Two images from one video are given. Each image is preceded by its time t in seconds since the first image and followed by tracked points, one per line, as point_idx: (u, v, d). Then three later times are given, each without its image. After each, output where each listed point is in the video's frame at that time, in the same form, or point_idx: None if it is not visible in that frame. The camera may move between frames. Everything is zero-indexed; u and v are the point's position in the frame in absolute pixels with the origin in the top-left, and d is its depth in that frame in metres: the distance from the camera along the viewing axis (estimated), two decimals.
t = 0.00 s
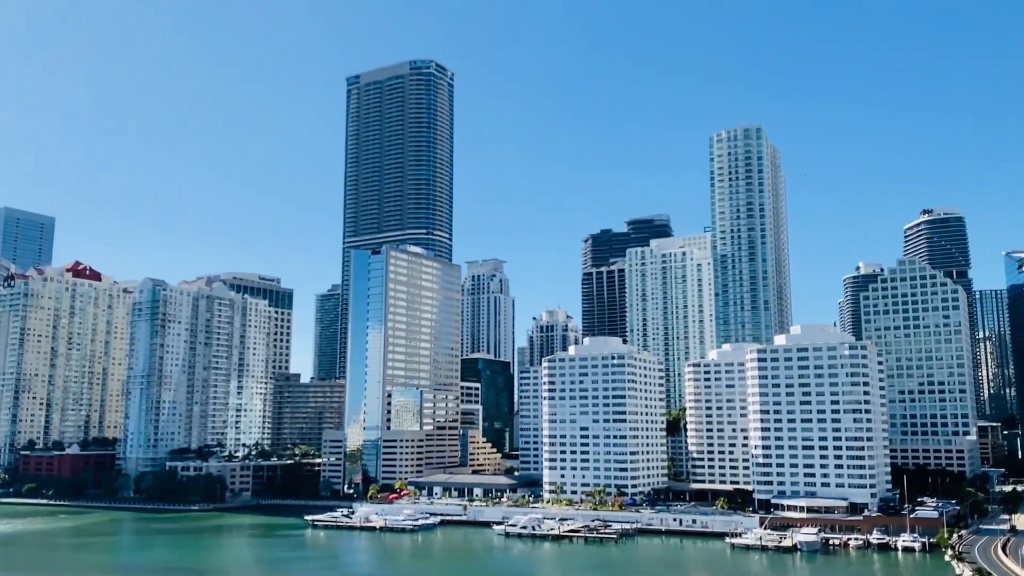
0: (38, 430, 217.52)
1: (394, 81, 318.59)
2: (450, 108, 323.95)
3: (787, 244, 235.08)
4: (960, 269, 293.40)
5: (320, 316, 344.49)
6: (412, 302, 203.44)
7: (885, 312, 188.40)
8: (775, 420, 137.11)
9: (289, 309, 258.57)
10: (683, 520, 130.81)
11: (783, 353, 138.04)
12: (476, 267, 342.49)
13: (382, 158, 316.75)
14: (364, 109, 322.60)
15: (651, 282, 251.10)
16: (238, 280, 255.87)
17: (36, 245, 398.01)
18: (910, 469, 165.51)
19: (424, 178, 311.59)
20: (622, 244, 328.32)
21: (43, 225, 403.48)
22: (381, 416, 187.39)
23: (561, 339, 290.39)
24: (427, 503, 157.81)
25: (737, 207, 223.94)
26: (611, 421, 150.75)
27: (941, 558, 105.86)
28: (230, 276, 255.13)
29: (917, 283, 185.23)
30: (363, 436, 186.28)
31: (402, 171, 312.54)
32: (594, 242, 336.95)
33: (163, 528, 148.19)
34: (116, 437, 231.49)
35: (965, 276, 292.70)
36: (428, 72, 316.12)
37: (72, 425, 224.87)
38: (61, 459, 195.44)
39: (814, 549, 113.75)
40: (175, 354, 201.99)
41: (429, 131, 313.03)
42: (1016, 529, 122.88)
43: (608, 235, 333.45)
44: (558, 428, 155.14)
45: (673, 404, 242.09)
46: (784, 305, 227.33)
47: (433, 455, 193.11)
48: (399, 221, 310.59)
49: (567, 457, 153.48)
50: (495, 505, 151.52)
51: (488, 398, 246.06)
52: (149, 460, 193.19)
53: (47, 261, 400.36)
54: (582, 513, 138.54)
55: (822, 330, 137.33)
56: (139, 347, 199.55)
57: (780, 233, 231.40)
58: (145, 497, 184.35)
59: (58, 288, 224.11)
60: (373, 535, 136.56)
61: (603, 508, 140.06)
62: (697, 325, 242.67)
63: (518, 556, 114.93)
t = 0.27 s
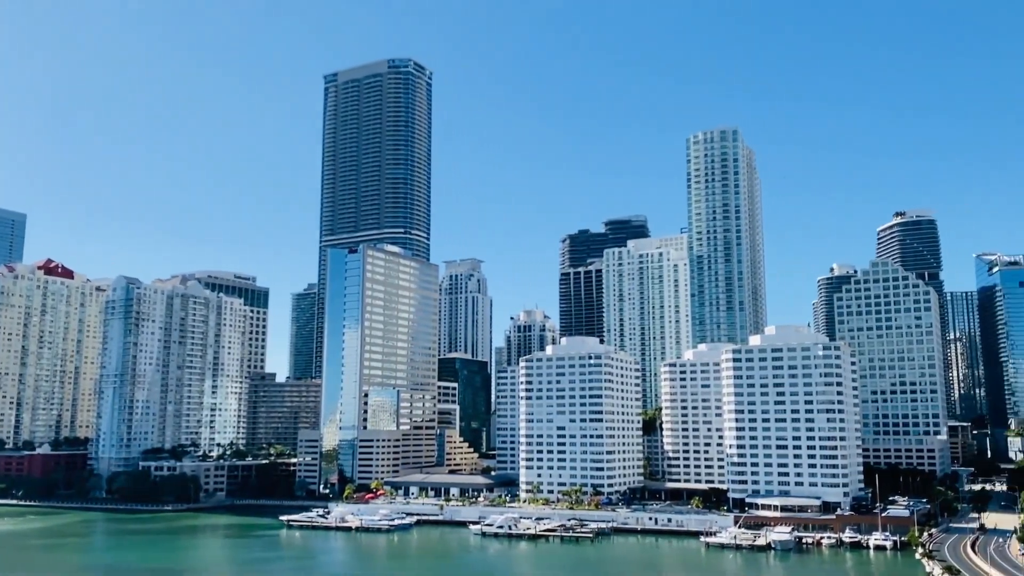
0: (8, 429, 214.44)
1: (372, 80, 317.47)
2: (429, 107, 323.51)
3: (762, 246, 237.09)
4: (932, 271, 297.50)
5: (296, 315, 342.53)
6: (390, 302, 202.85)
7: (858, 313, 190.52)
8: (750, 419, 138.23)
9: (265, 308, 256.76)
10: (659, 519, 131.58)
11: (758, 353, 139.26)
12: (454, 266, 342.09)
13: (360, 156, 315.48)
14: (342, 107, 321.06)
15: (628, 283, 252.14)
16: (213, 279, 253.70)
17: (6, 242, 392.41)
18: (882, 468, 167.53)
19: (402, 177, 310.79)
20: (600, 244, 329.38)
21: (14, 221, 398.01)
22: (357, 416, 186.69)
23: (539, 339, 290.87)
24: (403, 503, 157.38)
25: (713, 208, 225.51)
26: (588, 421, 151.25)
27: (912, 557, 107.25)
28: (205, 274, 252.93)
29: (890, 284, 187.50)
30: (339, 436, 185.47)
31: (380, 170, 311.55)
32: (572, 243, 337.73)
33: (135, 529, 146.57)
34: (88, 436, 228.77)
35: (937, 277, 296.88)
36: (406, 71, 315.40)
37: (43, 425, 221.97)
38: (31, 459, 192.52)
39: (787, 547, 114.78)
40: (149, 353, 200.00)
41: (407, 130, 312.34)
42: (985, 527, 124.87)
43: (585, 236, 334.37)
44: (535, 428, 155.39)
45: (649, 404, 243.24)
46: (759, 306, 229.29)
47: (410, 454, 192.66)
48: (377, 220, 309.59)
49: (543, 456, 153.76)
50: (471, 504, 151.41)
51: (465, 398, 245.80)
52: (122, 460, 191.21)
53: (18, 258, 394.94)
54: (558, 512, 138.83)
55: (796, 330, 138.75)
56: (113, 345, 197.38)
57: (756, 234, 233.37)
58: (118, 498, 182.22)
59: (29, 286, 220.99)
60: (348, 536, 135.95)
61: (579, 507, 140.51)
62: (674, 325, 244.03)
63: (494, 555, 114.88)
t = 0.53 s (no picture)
0: None
1: (348, 78, 315.91)
2: (405, 106, 322.65)
3: (735, 247, 239.07)
4: (902, 273, 301.40)
5: (270, 314, 340.05)
6: (364, 301, 201.97)
7: (829, 314, 192.64)
8: (723, 419, 139.22)
9: (238, 307, 254.52)
10: (633, 518, 132.25)
11: (731, 353, 140.38)
12: (429, 266, 341.38)
13: (335, 155, 313.77)
14: (317, 105, 319.04)
15: (603, 283, 253.08)
16: (186, 277, 251.12)
17: None
18: (852, 468, 169.57)
19: (377, 176, 309.68)
20: (575, 244, 330.32)
21: None
22: (331, 416, 185.53)
23: (514, 339, 291.26)
24: (377, 503, 156.79)
25: (687, 210, 226.93)
26: (562, 420, 151.58)
27: (882, 555, 108.66)
28: (178, 273, 250.34)
29: (861, 286, 189.88)
30: (313, 436, 184.17)
31: (355, 168, 310.10)
32: (548, 243, 338.25)
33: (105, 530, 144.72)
34: (57, 436, 225.52)
35: (907, 280, 301.01)
36: (382, 70, 314.29)
37: (10, 425, 218.56)
38: None
39: (759, 547, 115.85)
40: (120, 352, 197.57)
41: (383, 128, 311.29)
42: (952, 526, 126.87)
43: (561, 236, 335.20)
44: (509, 428, 155.47)
45: (623, 404, 244.33)
46: (732, 306, 231.15)
47: (384, 454, 191.92)
48: (352, 219, 308.13)
49: (518, 456, 153.92)
50: (445, 504, 151.16)
51: (440, 397, 245.26)
52: (91, 460, 188.70)
53: None
54: (533, 512, 139.00)
55: (768, 331, 140.11)
56: (82, 344, 194.79)
57: (729, 235, 235.20)
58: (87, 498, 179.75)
59: None
60: (321, 536, 135.07)
61: (554, 507, 140.85)
62: (648, 325, 245.21)
63: (468, 555, 114.77)
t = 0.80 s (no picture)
0: None
1: (321, 75, 313.69)
2: (378, 104, 321.09)
3: (707, 248, 240.87)
4: (870, 275, 305.78)
5: (240, 313, 336.83)
6: (336, 300, 200.76)
7: (799, 315, 194.74)
8: (693, 418, 140.20)
9: (207, 305, 251.80)
10: (604, 517, 132.86)
11: (702, 353, 141.44)
12: (402, 265, 340.16)
13: (307, 152, 311.49)
14: (289, 102, 316.48)
15: (576, 283, 253.83)
16: (154, 275, 247.98)
17: None
18: (820, 467, 171.58)
19: (350, 174, 307.99)
20: (549, 244, 330.85)
21: None
22: (301, 415, 184.10)
23: (487, 338, 291.35)
24: (348, 503, 155.99)
25: (660, 210, 228.27)
26: (535, 420, 151.80)
27: (849, 553, 110.09)
28: (146, 270, 247.16)
29: (830, 287, 192.22)
30: (283, 436, 182.58)
31: (328, 166, 308.21)
32: (521, 243, 338.39)
33: (70, 531, 142.46)
34: (20, 436, 221.60)
35: (874, 281, 305.11)
36: (355, 67, 312.57)
37: None
38: None
39: (729, 545, 116.82)
40: (86, 350, 194.72)
41: (356, 126, 309.59)
42: (917, 524, 128.87)
43: (534, 236, 335.68)
44: (482, 427, 155.35)
45: (595, 404, 245.26)
46: (703, 307, 232.98)
47: (355, 454, 190.96)
48: (324, 218, 306.15)
49: (490, 456, 153.85)
50: (417, 504, 150.69)
51: (412, 397, 244.50)
52: (56, 460, 185.65)
53: None
54: (504, 512, 139.06)
55: (739, 331, 141.50)
56: (48, 342, 191.68)
57: (701, 236, 236.96)
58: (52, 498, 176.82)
59: None
60: (291, 537, 133.97)
61: (525, 507, 141.04)
62: (621, 325, 246.35)
63: (439, 555, 114.52)
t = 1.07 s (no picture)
0: None
1: (291, 72, 311.37)
2: (348, 102, 319.43)
3: (676, 249, 242.72)
4: (835, 277, 310.31)
5: (207, 311, 332.98)
6: (305, 298, 199.40)
7: (766, 316, 196.97)
8: (662, 418, 141.26)
9: (174, 303, 248.67)
10: (573, 517, 133.40)
11: (671, 353, 142.59)
12: (372, 264, 338.61)
13: (277, 150, 308.92)
14: (258, 99, 313.66)
15: (547, 283, 254.47)
16: (120, 272, 244.47)
17: None
18: (785, 466, 173.80)
19: (320, 172, 306.07)
20: (520, 244, 331.18)
21: None
22: (269, 415, 182.59)
23: (457, 338, 291.07)
24: (316, 503, 155.08)
25: (630, 211, 229.57)
26: (505, 420, 151.97)
27: (813, 551, 111.68)
28: (111, 267, 243.57)
29: (796, 289, 194.76)
30: (250, 436, 180.80)
31: (298, 164, 305.98)
32: (492, 243, 338.42)
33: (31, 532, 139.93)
34: None
35: (840, 283, 309.63)
36: (326, 65, 310.68)
37: None
38: None
39: (696, 544, 117.87)
40: (49, 348, 191.51)
41: (326, 124, 307.71)
42: (880, 522, 131.06)
43: (506, 235, 335.86)
44: (451, 427, 155.19)
45: (565, 404, 245.96)
46: (672, 307, 234.80)
47: (323, 454, 189.72)
48: (293, 216, 303.83)
49: (459, 455, 153.73)
50: (386, 504, 150.12)
51: (382, 397, 243.42)
52: (17, 460, 182.15)
53: None
54: (474, 512, 139.07)
55: (706, 331, 143.01)
56: (9, 340, 188.21)
57: (670, 238, 238.81)
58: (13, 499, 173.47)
59: None
60: (258, 537, 132.76)
61: (495, 506, 141.19)
62: (591, 325, 247.28)
63: (408, 555, 114.24)
